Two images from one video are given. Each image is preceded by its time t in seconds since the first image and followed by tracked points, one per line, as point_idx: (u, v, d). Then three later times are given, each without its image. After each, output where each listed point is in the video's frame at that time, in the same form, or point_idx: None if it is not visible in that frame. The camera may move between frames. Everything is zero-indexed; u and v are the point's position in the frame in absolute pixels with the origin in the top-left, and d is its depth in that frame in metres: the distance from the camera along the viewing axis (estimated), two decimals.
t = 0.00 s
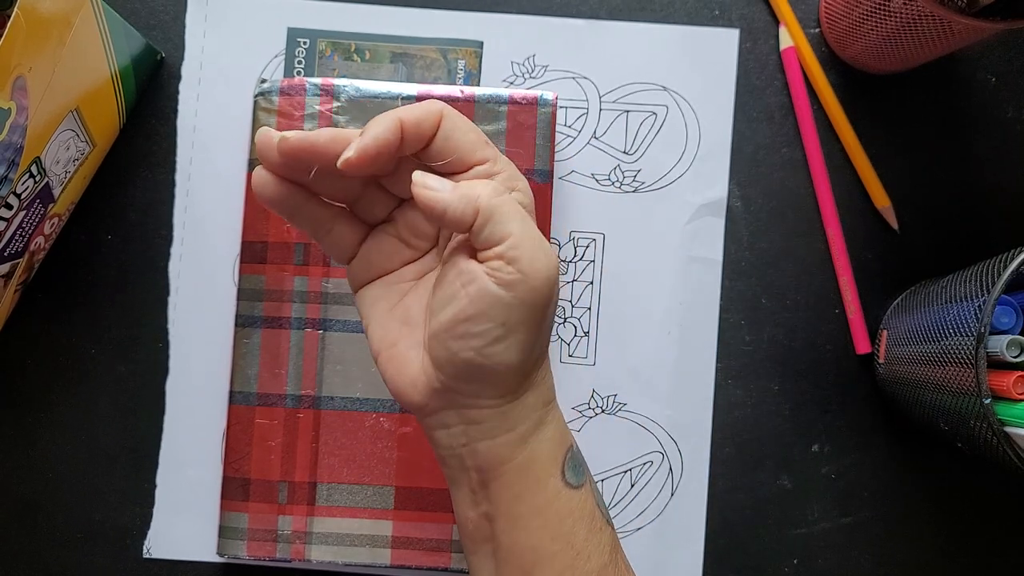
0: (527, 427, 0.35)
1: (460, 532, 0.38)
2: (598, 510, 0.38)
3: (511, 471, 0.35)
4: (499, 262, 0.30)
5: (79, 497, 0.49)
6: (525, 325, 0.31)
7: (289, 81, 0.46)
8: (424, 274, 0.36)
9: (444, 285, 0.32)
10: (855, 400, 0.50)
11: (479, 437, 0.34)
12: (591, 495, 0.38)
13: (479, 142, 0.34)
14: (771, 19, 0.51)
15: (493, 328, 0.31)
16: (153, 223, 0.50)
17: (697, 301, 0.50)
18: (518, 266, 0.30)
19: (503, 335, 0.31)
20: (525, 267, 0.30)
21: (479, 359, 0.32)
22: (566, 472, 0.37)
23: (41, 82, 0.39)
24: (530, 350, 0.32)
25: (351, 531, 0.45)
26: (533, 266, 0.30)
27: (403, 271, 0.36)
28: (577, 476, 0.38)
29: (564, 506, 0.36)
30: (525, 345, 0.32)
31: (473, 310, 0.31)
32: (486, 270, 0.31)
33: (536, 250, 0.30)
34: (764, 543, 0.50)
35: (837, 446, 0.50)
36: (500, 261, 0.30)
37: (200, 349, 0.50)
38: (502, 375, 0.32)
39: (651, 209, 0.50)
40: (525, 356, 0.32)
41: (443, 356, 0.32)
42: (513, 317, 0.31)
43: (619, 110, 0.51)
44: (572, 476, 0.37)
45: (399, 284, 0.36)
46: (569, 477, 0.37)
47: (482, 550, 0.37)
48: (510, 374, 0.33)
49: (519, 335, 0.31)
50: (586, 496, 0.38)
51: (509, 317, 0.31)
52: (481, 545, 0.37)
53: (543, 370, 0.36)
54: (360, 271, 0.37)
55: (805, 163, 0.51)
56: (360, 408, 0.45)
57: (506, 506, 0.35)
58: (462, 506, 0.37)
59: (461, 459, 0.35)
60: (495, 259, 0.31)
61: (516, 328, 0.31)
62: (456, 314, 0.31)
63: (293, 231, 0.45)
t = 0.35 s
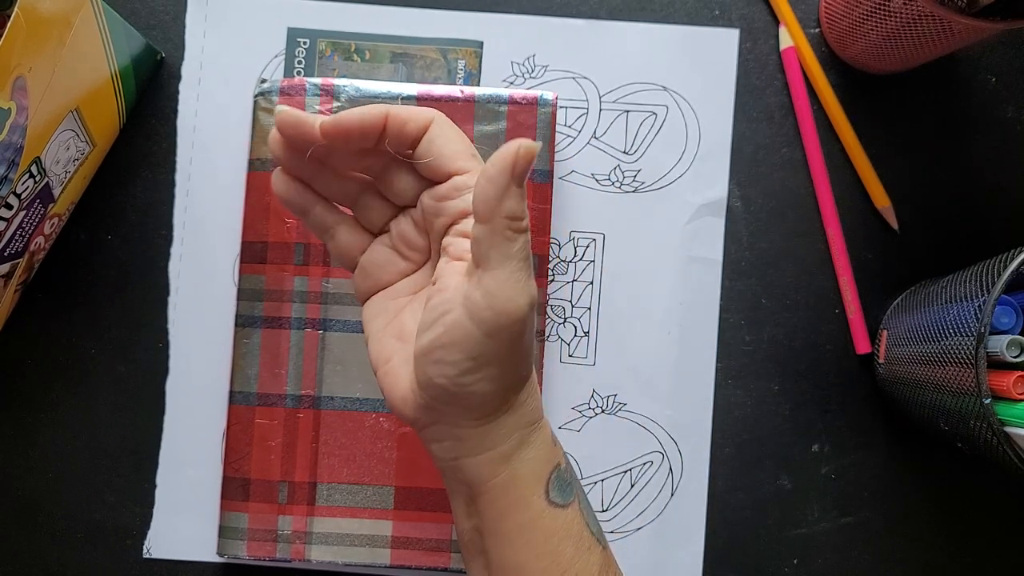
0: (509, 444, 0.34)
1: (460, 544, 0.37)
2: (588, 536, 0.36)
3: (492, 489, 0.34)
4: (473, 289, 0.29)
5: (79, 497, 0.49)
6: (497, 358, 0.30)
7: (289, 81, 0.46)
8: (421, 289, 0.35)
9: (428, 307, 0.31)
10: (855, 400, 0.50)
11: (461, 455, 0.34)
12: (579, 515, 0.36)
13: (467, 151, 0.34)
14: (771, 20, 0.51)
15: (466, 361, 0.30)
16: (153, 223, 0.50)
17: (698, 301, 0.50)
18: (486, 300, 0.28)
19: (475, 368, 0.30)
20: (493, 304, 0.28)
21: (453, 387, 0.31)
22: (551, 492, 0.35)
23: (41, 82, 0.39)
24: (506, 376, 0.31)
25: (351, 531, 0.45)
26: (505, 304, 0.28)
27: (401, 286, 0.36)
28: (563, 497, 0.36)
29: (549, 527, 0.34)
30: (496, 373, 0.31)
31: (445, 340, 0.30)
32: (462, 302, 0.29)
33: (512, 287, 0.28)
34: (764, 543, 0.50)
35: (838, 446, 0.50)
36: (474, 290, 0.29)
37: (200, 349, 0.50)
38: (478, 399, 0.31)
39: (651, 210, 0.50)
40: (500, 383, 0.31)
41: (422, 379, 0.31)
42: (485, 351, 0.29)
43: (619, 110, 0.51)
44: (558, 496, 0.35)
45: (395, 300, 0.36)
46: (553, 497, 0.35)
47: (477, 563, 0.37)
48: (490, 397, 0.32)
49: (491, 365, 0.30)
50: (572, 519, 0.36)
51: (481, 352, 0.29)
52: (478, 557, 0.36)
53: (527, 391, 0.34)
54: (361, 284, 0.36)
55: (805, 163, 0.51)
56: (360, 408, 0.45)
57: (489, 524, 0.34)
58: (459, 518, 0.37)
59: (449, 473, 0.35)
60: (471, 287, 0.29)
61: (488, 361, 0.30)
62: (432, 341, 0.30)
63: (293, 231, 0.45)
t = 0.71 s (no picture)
0: (504, 479, 0.34)
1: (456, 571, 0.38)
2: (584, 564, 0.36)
3: (486, 522, 0.34)
4: (477, 330, 0.30)
5: (80, 497, 0.49)
6: (496, 397, 0.31)
7: (289, 81, 0.46)
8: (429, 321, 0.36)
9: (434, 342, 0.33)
10: (855, 400, 0.50)
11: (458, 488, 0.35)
12: (574, 546, 0.36)
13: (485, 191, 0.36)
14: (771, 20, 0.51)
15: (464, 399, 0.31)
16: (153, 223, 0.50)
17: (698, 301, 0.50)
18: (490, 340, 0.30)
19: (475, 405, 0.31)
20: (496, 344, 0.29)
21: (451, 422, 0.32)
22: (547, 525, 0.35)
23: (41, 83, 0.39)
24: (505, 413, 0.32)
25: (351, 531, 0.45)
26: (510, 347, 0.29)
27: (411, 316, 0.37)
28: (559, 529, 0.36)
29: (543, 558, 0.34)
30: (493, 412, 0.32)
31: (447, 377, 0.31)
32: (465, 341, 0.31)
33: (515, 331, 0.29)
34: (764, 543, 0.50)
35: (838, 446, 0.50)
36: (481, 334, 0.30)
37: (200, 349, 0.50)
38: (476, 435, 0.33)
39: (651, 210, 0.50)
40: (498, 421, 0.32)
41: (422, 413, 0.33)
42: (483, 390, 0.31)
43: (619, 110, 0.51)
44: (554, 529, 0.36)
45: (402, 331, 0.37)
46: (549, 529, 0.35)
47: None
48: (487, 433, 0.33)
49: (489, 403, 0.31)
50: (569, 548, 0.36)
51: (480, 391, 0.31)
52: None
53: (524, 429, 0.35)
54: (374, 306, 0.38)
55: (805, 163, 0.51)
56: (360, 408, 0.45)
57: (485, 555, 0.35)
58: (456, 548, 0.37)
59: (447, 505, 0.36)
60: (476, 326, 0.30)
61: (489, 399, 0.31)
62: (434, 376, 0.32)
63: (293, 231, 0.45)
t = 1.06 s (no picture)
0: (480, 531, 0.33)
1: None
2: None
3: (465, 575, 0.34)
4: (428, 405, 0.28)
5: (79, 497, 0.49)
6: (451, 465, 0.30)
7: (289, 81, 0.46)
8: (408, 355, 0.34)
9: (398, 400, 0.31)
10: (855, 400, 0.50)
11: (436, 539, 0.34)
12: None
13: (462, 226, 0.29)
14: (771, 20, 0.51)
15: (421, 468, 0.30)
16: (153, 223, 0.50)
17: (698, 301, 0.50)
18: (438, 418, 0.28)
19: (433, 471, 0.30)
20: (445, 424, 0.28)
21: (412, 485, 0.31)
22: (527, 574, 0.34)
23: (41, 83, 0.39)
24: (469, 473, 0.31)
25: (351, 531, 0.45)
26: (455, 425, 0.28)
27: (397, 346, 0.34)
28: None
29: None
30: (456, 474, 0.30)
31: (403, 444, 0.30)
32: (418, 410, 0.29)
33: (464, 409, 0.28)
34: (764, 543, 0.50)
35: (838, 446, 0.50)
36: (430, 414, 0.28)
37: (200, 349, 0.50)
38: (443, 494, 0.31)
39: (651, 210, 0.50)
40: (462, 482, 0.31)
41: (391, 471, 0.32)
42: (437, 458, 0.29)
43: (619, 110, 0.51)
44: None
45: (389, 364, 0.34)
46: None
47: None
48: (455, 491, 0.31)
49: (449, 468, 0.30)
50: None
51: (438, 460, 0.29)
52: None
53: (499, 479, 0.33)
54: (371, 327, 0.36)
55: (804, 163, 0.51)
56: (361, 408, 0.45)
57: None
58: None
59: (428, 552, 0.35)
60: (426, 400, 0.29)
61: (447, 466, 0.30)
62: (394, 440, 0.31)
63: (293, 231, 0.45)
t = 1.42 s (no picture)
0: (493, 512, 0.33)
1: None
2: None
3: (476, 555, 0.34)
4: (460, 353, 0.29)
5: (79, 497, 0.49)
6: (477, 421, 0.30)
7: (289, 81, 0.46)
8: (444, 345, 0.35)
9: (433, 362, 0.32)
10: (855, 400, 0.50)
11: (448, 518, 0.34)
12: None
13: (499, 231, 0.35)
14: (771, 20, 0.51)
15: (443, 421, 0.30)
16: (153, 223, 0.50)
17: (698, 301, 0.50)
18: (469, 361, 0.28)
19: (455, 429, 0.30)
20: (474, 368, 0.28)
21: (433, 445, 0.31)
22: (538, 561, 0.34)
23: (41, 82, 0.39)
24: (492, 443, 0.31)
25: (351, 531, 0.45)
26: (491, 369, 0.28)
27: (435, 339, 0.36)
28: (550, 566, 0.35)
29: None
30: (476, 442, 0.31)
31: (431, 397, 0.30)
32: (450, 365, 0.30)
33: (502, 355, 0.28)
34: (764, 543, 0.50)
35: (838, 446, 0.50)
36: (467, 360, 0.28)
37: (200, 349, 0.50)
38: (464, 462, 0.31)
39: (651, 210, 0.50)
40: (483, 450, 0.31)
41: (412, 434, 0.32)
42: (465, 412, 0.30)
43: (619, 110, 0.51)
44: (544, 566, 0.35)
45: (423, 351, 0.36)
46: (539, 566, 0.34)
47: None
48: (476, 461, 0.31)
49: (475, 430, 0.30)
50: None
51: (461, 414, 0.30)
52: None
53: (517, 463, 0.34)
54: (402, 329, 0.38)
55: (804, 163, 0.51)
56: (361, 408, 0.45)
57: None
58: None
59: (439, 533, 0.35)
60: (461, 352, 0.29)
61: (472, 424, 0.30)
62: (421, 395, 0.31)
63: (293, 231, 0.45)
